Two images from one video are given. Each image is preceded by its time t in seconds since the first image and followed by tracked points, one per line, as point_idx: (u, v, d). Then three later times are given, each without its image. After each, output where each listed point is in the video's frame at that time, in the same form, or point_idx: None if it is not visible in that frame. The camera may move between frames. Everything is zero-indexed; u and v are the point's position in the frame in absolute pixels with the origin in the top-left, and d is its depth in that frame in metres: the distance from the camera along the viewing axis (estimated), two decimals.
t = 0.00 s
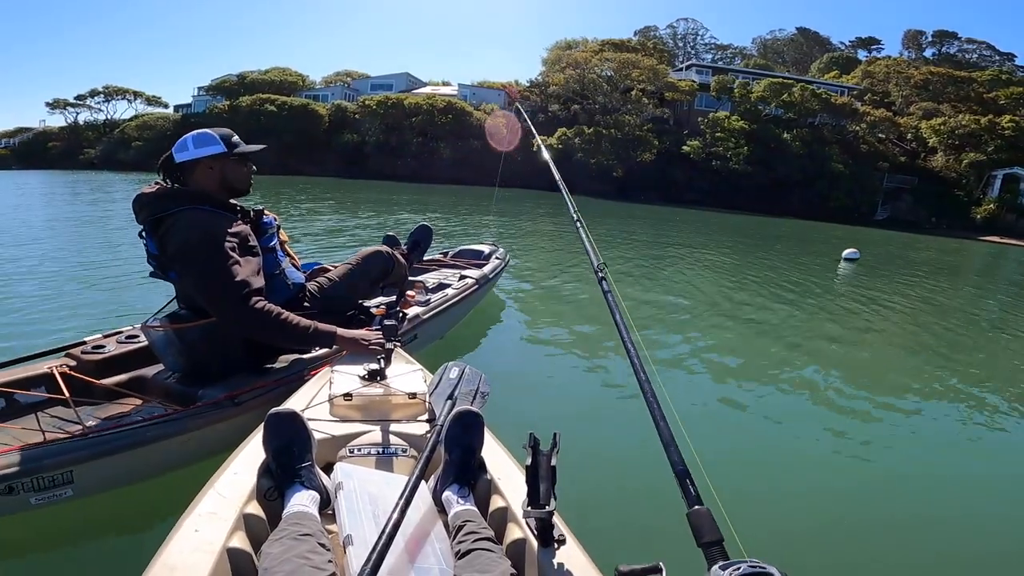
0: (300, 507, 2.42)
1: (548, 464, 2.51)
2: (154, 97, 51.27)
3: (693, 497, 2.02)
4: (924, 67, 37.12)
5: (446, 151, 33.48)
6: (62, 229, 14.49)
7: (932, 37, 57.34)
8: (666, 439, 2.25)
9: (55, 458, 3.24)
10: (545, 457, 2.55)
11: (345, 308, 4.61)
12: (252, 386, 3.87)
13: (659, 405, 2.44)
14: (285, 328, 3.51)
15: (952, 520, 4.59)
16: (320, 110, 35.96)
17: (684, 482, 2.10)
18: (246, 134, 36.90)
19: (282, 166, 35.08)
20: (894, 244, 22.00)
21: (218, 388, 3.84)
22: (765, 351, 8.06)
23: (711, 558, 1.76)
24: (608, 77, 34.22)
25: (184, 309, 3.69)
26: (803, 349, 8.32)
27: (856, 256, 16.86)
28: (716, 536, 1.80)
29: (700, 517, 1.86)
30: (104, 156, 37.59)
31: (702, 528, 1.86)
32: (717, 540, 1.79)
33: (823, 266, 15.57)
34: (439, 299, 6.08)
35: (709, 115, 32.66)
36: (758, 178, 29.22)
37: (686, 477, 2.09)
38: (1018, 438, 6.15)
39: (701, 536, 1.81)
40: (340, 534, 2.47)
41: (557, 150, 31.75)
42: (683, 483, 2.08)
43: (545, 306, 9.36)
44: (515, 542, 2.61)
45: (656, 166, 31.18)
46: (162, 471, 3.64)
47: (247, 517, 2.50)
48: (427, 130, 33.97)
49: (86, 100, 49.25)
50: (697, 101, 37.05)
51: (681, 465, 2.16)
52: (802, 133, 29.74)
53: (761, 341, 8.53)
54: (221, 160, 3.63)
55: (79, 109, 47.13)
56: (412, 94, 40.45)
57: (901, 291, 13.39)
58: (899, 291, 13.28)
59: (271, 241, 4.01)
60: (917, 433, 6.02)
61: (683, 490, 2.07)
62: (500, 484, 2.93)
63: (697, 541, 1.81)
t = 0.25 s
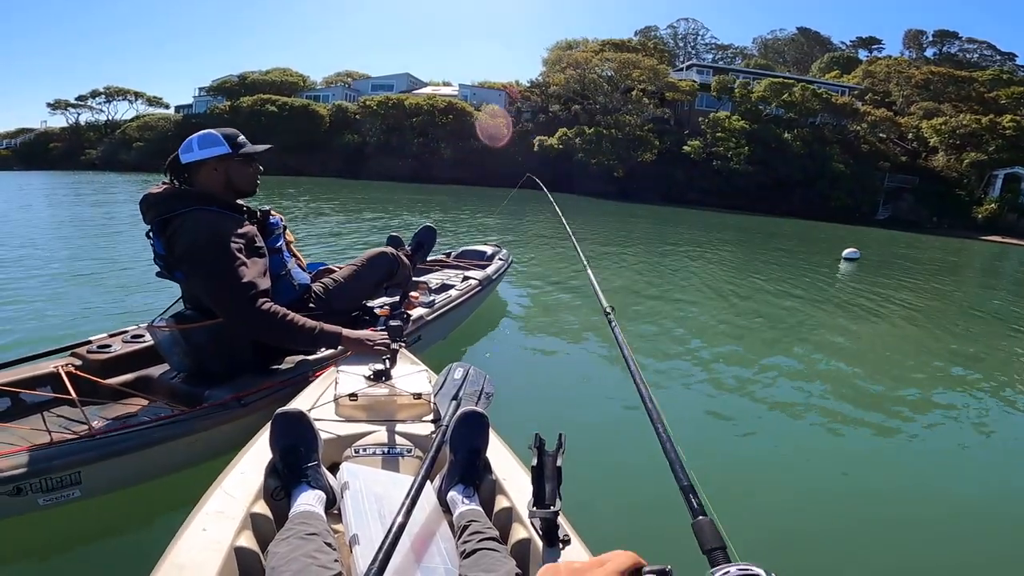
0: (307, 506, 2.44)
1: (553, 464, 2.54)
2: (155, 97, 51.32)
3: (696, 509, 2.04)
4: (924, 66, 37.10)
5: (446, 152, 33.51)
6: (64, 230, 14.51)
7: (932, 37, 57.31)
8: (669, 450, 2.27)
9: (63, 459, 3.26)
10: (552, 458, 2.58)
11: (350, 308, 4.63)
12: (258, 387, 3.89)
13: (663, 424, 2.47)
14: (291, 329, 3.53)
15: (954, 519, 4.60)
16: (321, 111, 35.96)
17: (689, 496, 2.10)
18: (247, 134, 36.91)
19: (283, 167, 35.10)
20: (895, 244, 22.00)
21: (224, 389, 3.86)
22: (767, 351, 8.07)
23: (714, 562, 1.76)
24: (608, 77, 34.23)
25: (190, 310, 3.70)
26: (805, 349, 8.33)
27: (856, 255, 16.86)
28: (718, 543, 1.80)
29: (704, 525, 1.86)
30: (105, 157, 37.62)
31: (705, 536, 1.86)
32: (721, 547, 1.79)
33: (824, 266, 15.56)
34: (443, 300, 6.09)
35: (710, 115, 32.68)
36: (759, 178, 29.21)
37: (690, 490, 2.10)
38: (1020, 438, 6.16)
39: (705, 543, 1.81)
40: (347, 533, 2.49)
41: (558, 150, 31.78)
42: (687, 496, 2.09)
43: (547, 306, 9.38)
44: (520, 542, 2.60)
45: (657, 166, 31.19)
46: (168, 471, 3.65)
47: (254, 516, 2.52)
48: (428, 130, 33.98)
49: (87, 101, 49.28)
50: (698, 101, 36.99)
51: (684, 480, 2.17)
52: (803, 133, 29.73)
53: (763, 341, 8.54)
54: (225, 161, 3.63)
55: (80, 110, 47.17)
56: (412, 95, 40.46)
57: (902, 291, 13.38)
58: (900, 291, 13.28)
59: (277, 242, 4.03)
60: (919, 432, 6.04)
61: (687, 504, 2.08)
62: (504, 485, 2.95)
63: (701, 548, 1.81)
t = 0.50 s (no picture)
0: (316, 502, 2.49)
1: (559, 464, 2.55)
2: (156, 98, 51.38)
3: (690, 480, 2.08)
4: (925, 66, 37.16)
5: (447, 152, 33.59)
6: (67, 231, 14.57)
7: (932, 37, 57.37)
8: (666, 424, 2.29)
9: (76, 457, 3.31)
10: (556, 457, 2.59)
11: (355, 310, 4.69)
12: (265, 388, 3.94)
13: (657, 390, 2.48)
14: (300, 331, 3.59)
15: (952, 516, 4.65)
16: (322, 112, 36.00)
17: (684, 467, 2.14)
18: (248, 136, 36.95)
19: (284, 167, 35.16)
20: (895, 243, 22.05)
21: (232, 391, 3.91)
22: (769, 351, 8.13)
23: (708, 538, 1.80)
24: (609, 78, 34.31)
25: (196, 310, 3.75)
26: (807, 349, 8.37)
27: (856, 255, 16.92)
28: (711, 516, 1.85)
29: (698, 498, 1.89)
30: (106, 158, 37.68)
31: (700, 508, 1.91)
32: (713, 521, 1.84)
33: (825, 266, 15.61)
34: (446, 302, 6.15)
35: (710, 115, 32.74)
36: (760, 178, 29.25)
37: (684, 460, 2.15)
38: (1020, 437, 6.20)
39: (698, 517, 1.86)
40: (355, 529, 2.54)
41: (559, 150, 31.84)
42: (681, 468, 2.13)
43: (549, 306, 9.43)
44: (523, 540, 2.68)
45: (657, 167, 31.25)
46: (178, 470, 3.71)
47: (265, 512, 2.57)
48: (429, 131, 34.01)
49: (87, 102, 49.33)
50: (699, 101, 36.96)
51: (678, 450, 2.21)
52: (803, 132, 29.78)
53: (765, 341, 8.59)
54: (228, 165, 3.64)
55: (81, 111, 47.25)
56: (413, 95, 40.52)
57: (903, 291, 13.42)
58: (900, 291, 13.34)
59: (284, 244, 4.08)
60: (918, 430, 6.09)
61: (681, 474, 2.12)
62: (510, 483, 3.00)
63: (694, 522, 1.85)
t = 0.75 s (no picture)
0: (322, 496, 2.56)
1: (555, 459, 2.62)
2: (156, 100, 51.42)
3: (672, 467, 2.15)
4: (924, 66, 37.26)
5: (447, 153, 33.63)
6: (69, 233, 14.62)
7: (932, 36, 57.43)
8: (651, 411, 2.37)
9: (85, 457, 3.38)
10: (552, 452, 2.65)
11: (357, 311, 4.76)
12: (269, 389, 4.01)
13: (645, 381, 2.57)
14: (303, 331, 3.65)
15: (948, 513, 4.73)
16: (322, 113, 36.04)
17: (666, 453, 2.23)
18: (248, 137, 37.01)
19: (285, 168, 35.22)
20: (895, 242, 22.09)
21: (236, 391, 3.98)
22: (768, 350, 8.19)
23: (687, 524, 1.86)
24: (608, 78, 34.50)
25: (201, 313, 3.81)
26: (807, 349, 8.42)
27: (854, 254, 17.00)
28: (692, 504, 1.90)
29: (678, 485, 1.96)
30: (107, 159, 37.71)
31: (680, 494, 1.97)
32: (694, 507, 1.89)
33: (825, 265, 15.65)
34: (447, 303, 6.21)
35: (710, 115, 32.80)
36: (759, 178, 29.30)
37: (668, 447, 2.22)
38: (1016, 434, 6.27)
39: (679, 504, 1.92)
40: (360, 523, 2.61)
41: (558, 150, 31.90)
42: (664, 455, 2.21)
43: (550, 307, 9.48)
44: (522, 533, 2.74)
45: (657, 167, 31.32)
46: (185, 469, 3.77)
47: (273, 507, 2.64)
48: (429, 131, 34.05)
49: (88, 103, 49.38)
50: (698, 101, 36.93)
51: (663, 437, 2.28)
52: (803, 132, 29.85)
53: (764, 340, 8.64)
54: (220, 171, 3.70)
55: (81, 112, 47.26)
56: (412, 95, 40.58)
57: (902, 290, 13.46)
58: (900, 290, 13.40)
59: (286, 247, 4.15)
60: (914, 428, 6.16)
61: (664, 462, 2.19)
62: (509, 477, 3.06)
63: (675, 508, 1.92)
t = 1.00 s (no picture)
0: (326, 491, 2.60)
1: (552, 451, 2.68)
2: (156, 100, 51.47)
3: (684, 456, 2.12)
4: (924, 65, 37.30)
5: (447, 152, 33.68)
6: (71, 233, 14.68)
7: (932, 34, 57.41)
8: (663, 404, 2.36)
9: (90, 454, 3.42)
10: (550, 445, 2.71)
11: (357, 310, 4.80)
12: (270, 387, 4.05)
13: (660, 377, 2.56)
14: (305, 329, 3.69)
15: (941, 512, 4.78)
16: (322, 113, 36.08)
17: (679, 443, 2.19)
18: (249, 137, 37.05)
19: (285, 168, 35.27)
20: (895, 241, 22.11)
21: (238, 389, 4.02)
22: (767, 349, 8.23)
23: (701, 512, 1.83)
24: (608, 76, 34.69)
25: (203, 313, 3.86)
26: (806, 348, 8.45)
27: (853, 253, 17.05)
28: (705, 492, 1.87)
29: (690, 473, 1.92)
30: (108, 160, 37.75)
31: (692, 482, 1.94)
32: (707, 494, 1.86)
33: (824, 264, 15.68)
34: (447, 303, 6.26)
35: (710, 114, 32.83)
36: (759, 177, 29.33)
37: (680, 437, 2.19)
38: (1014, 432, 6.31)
39: (691, 491, 1.88)
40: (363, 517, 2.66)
41: (558, 150, 31.94)
42: (676, 444, 2.18)
43: (550, 306, 9.52)
44: (521, 525, 2.78)
45: (657, 166, 31.39)
46: (189, 466, 3.82)
47: (278, 503, 2.68)
48: (429, 131, 34.07)
49: (88, 104, 49.45)
50: (698, 100, 36.91)
51: (675, 427, 2.26)
52: (803, 131, 29.88)
53: (764, 339, 8.68)
54: (213, 173, 3.70)
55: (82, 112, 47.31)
56: (412, 95, 40.61)
57: (902, 288, 13.49)
58: (899, 289, 13.42)
59: (285, 247, 4.20)
60: (911, 427, 6.20)
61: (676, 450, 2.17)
62: (509, 470, 3.09)
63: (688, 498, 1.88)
